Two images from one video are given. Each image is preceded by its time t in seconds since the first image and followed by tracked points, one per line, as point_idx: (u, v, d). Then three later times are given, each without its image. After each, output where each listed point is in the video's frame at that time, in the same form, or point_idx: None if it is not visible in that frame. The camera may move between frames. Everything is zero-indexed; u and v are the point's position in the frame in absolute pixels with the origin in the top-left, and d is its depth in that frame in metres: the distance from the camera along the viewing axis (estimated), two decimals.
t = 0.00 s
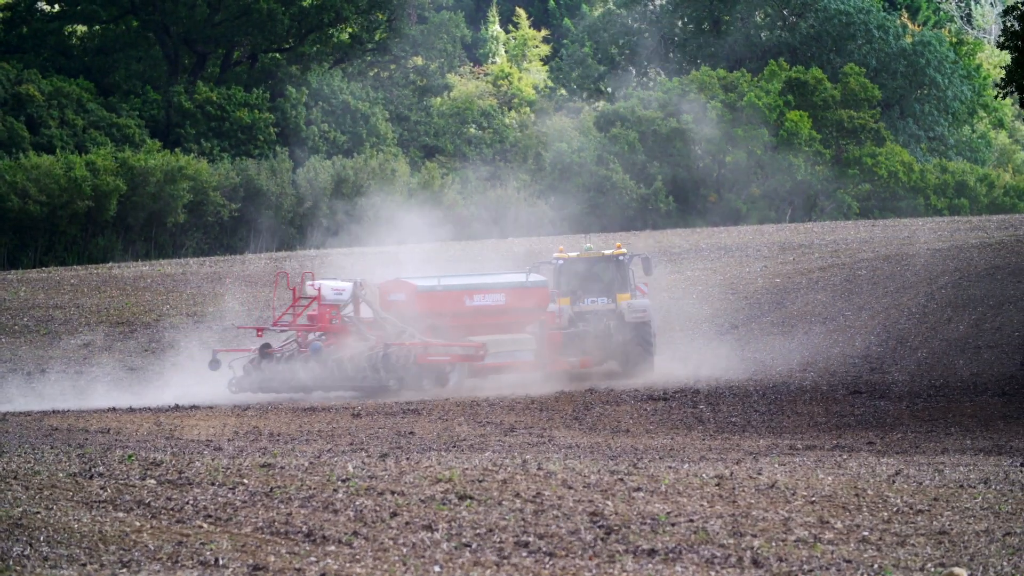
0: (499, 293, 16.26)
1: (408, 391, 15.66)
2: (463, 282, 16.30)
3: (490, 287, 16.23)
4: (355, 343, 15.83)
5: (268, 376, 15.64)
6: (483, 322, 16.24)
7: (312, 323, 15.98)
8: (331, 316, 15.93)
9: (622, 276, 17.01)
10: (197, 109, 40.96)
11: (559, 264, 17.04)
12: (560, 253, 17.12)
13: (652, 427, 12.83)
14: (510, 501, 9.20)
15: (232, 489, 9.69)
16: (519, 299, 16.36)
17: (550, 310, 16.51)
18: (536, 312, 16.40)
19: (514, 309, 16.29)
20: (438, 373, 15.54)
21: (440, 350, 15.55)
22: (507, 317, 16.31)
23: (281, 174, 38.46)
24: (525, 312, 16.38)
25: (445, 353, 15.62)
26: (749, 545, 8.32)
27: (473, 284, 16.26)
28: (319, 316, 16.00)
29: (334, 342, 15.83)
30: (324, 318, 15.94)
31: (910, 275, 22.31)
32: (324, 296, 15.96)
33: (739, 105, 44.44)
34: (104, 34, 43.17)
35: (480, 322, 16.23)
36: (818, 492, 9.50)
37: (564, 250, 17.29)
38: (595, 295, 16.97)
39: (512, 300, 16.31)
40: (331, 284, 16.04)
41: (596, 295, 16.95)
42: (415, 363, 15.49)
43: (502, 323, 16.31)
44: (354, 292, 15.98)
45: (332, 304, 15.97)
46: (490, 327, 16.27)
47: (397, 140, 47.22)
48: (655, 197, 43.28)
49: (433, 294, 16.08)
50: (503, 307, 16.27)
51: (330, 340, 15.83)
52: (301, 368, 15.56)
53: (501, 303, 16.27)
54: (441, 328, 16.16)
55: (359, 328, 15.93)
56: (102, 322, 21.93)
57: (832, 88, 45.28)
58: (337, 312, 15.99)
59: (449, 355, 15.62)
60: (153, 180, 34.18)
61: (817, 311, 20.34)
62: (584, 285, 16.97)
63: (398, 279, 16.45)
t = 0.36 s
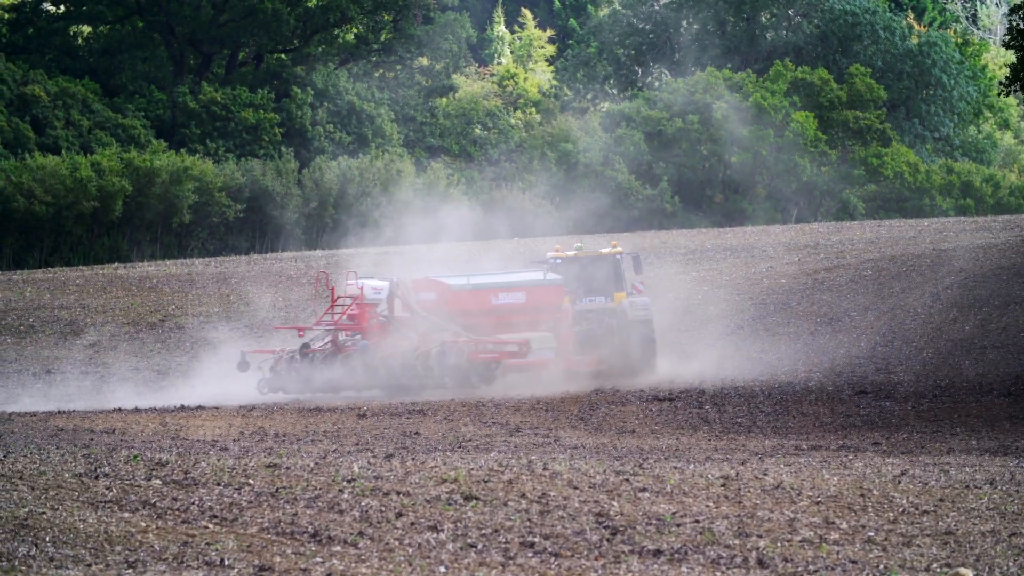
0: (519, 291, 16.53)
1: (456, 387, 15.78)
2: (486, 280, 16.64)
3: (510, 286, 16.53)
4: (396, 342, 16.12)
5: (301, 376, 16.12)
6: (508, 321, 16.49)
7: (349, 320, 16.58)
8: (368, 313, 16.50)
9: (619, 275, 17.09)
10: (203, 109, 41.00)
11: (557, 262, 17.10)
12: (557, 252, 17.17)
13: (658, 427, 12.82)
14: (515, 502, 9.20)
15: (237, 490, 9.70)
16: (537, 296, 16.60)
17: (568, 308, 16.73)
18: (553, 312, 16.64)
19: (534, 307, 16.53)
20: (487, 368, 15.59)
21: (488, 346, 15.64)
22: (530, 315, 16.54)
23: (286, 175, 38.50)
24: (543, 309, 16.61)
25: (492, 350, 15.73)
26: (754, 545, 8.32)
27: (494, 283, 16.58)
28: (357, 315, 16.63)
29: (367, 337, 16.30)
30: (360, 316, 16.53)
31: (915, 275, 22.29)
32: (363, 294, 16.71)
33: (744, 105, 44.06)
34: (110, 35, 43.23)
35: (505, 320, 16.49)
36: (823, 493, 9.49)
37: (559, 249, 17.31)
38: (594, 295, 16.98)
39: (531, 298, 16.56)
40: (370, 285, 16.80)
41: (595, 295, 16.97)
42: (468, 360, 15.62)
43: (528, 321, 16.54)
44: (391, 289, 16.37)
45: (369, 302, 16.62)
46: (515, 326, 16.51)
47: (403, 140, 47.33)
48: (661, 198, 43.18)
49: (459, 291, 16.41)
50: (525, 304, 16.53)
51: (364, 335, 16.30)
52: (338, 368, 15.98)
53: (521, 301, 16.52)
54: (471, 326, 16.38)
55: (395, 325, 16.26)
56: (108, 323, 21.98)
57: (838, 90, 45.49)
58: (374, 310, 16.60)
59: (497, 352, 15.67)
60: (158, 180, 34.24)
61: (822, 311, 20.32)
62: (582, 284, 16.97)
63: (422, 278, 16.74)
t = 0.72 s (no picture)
0: (538, 290, 16.66)
1: (501, 384, 15.92)
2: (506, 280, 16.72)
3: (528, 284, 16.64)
4: (433, 340, 16.08)
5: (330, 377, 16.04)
6: (533, 320, 16.63)
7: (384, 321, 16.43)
8: (403, 313, 16.34)
9: (610, 273, 17.68)
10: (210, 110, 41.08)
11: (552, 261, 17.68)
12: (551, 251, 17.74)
13: (665, 428, 12.83)
14: (522, 502, 9.22)
15: (244, 490, 9.73)
16: (554, 295, 16.78)
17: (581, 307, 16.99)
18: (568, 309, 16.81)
19: (553, 305, 16.71)
20: (533, 365, 15.80)
21: (532, 344, 15.87)
22: (552, 312, 16.72)
23: (293, 175, 38.51)
24: (560, 306, 16.78)
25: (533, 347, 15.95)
26: (761, 545, 8.34)
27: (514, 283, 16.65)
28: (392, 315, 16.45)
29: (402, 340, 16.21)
30: (394, 316, 16.37)
31: (922, 276, 22.25)
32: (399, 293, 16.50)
33: (751, 105, 43.94)
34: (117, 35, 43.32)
35: (530, 319, 16.61)
36: (831, 493, 9.50)
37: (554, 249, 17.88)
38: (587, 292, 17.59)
39: (548, 297, 16.72)
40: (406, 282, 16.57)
41: (588, 293, 17.56)
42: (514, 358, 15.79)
43: (550, 319, 16.70)
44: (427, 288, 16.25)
45: (404, 303, 16.43)
46: (539, 324, 16.64)
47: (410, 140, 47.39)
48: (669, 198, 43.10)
49: (488, 290, 16.43)
50: (544, 302, 16.69)
51: (398, 337, 16.20)
52: (371, 368, 15.93)
53: (538, 299, 16.66)
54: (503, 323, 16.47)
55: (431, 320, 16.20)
56: (115, 323, 22.04)
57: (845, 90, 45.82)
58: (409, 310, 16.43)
59: (539, 349, 15.93)
60: (166, 181, 34.32)
61: (829, 311, 20.30)
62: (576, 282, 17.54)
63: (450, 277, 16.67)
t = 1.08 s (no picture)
0: (558, 289, 16.95)
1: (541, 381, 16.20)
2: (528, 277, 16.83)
3: (550, 285, 16.85)
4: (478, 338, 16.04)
5: (365, 377, 15.74)
6: (558, 320, 16.89)
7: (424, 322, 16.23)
8: (442, 312, 16.23)
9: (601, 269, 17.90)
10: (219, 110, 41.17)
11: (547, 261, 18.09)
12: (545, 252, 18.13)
13: (674, 428, 12.83)
14: (532, 502, 9.24)
15: (254, 490, 9.77)
16: (572, 294, 17.09)
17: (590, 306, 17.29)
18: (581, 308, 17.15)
19: (572, 304, 17.03)
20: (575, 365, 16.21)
21: (575, 343, 16.24)
22: (572, 311, 17.03)
23: (303, 176, 38.52)
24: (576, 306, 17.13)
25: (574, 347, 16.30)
26: (771, 546, 8.34)
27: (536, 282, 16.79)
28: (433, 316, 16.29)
29: (442, 339, 15.92)
30: (434, 316, 16.25)
31: (931, 276, 22.20)
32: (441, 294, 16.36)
33: (760, 105, 43.77)
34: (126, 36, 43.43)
35: (554, 319, 16.86)
36: (840, 494, 9.51)
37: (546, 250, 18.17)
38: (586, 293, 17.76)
39: (567, 296, 17.01)
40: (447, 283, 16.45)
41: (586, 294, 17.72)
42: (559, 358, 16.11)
43: (572, 318, 17.03)
44: (463, 288, 16.31)
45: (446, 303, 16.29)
46: (562, 324, 16.92)
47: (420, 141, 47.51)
48: (678, 198, 42.98)
49: (520, 290, 16.56)
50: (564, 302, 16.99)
51: (437, 337, 15.92)
52: (410, 369, 15.71)
53: (559, 299, 16.94)
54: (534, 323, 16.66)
55: (472, 320, 16.21)
56: (125, 323, 22.12)
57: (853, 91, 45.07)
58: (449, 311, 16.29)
59: (580, 349, 16.30)
60: (175, 181, 34.41)
61: (839, 312, 20.25)
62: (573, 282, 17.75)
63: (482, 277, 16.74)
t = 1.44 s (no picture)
0: (576, 287, 17.33)
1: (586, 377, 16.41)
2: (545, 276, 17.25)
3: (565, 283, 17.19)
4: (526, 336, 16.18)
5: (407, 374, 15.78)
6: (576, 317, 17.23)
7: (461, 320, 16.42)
8: (481, 311, 16.51)
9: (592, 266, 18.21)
10: (231, 110, 41.31)
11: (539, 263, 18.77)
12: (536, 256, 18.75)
13: (686, 429, 12.84)
14: (543, 503, 9.28)
15: (265, 491, 9.83)
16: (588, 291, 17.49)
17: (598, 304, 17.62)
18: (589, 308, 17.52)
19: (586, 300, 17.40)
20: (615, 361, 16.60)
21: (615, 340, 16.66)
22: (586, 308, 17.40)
23: (314, 176, 38.56)
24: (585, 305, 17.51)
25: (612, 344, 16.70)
26: (783, 546, 8.36)
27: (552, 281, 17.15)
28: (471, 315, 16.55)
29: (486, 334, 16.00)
30: (473, 315, 16.51)
31: (943, 277, 22.14)
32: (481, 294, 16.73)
33: (771, 105, 43.51)
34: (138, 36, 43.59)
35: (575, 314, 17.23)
36: (852, 494, 9.52)
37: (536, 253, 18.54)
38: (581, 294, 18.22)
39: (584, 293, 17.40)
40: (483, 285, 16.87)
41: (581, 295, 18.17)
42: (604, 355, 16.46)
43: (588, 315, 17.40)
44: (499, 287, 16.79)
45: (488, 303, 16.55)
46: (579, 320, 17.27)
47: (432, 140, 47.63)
48: (690, 196, 42.88)
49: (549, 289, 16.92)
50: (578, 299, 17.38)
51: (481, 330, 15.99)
52: (454, 364, 15.71)
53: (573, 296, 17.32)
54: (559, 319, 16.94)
55: (509, 321, 16.37)
56: (137, 324, 22.22)
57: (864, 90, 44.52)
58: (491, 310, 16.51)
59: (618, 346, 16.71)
60: (187, 181, 34.53)
61: (850, 312, 20.23)
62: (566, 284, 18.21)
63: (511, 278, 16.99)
